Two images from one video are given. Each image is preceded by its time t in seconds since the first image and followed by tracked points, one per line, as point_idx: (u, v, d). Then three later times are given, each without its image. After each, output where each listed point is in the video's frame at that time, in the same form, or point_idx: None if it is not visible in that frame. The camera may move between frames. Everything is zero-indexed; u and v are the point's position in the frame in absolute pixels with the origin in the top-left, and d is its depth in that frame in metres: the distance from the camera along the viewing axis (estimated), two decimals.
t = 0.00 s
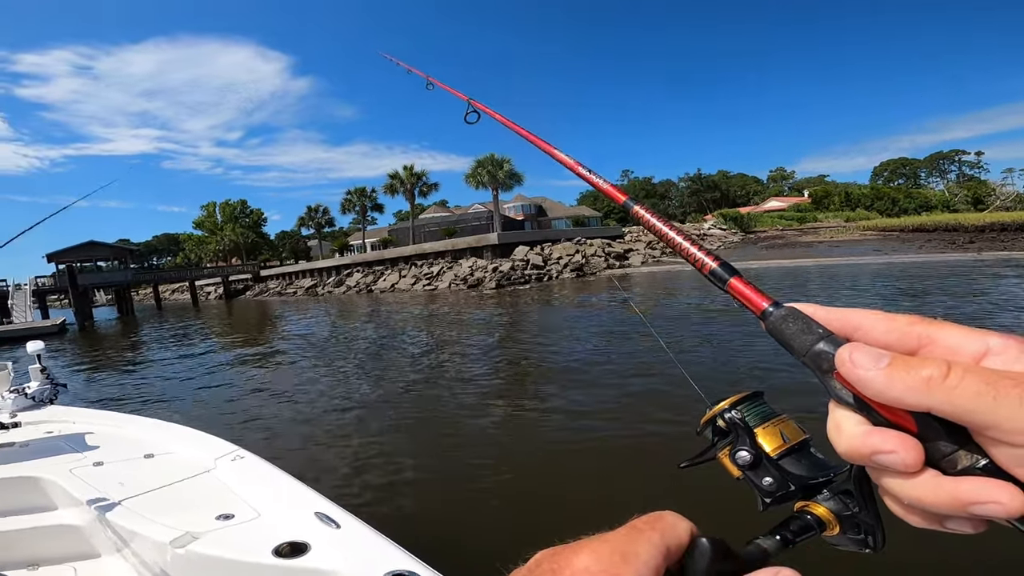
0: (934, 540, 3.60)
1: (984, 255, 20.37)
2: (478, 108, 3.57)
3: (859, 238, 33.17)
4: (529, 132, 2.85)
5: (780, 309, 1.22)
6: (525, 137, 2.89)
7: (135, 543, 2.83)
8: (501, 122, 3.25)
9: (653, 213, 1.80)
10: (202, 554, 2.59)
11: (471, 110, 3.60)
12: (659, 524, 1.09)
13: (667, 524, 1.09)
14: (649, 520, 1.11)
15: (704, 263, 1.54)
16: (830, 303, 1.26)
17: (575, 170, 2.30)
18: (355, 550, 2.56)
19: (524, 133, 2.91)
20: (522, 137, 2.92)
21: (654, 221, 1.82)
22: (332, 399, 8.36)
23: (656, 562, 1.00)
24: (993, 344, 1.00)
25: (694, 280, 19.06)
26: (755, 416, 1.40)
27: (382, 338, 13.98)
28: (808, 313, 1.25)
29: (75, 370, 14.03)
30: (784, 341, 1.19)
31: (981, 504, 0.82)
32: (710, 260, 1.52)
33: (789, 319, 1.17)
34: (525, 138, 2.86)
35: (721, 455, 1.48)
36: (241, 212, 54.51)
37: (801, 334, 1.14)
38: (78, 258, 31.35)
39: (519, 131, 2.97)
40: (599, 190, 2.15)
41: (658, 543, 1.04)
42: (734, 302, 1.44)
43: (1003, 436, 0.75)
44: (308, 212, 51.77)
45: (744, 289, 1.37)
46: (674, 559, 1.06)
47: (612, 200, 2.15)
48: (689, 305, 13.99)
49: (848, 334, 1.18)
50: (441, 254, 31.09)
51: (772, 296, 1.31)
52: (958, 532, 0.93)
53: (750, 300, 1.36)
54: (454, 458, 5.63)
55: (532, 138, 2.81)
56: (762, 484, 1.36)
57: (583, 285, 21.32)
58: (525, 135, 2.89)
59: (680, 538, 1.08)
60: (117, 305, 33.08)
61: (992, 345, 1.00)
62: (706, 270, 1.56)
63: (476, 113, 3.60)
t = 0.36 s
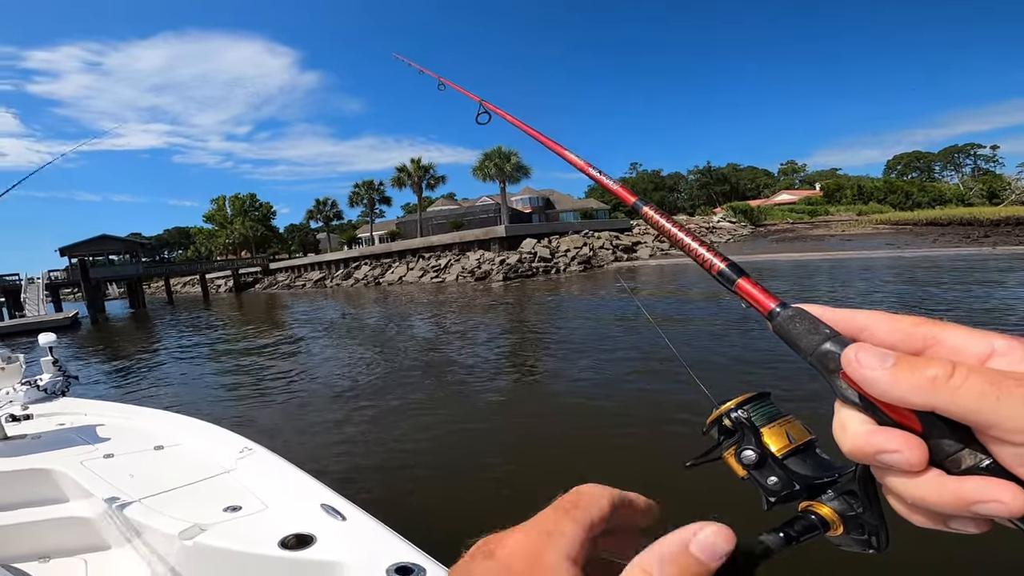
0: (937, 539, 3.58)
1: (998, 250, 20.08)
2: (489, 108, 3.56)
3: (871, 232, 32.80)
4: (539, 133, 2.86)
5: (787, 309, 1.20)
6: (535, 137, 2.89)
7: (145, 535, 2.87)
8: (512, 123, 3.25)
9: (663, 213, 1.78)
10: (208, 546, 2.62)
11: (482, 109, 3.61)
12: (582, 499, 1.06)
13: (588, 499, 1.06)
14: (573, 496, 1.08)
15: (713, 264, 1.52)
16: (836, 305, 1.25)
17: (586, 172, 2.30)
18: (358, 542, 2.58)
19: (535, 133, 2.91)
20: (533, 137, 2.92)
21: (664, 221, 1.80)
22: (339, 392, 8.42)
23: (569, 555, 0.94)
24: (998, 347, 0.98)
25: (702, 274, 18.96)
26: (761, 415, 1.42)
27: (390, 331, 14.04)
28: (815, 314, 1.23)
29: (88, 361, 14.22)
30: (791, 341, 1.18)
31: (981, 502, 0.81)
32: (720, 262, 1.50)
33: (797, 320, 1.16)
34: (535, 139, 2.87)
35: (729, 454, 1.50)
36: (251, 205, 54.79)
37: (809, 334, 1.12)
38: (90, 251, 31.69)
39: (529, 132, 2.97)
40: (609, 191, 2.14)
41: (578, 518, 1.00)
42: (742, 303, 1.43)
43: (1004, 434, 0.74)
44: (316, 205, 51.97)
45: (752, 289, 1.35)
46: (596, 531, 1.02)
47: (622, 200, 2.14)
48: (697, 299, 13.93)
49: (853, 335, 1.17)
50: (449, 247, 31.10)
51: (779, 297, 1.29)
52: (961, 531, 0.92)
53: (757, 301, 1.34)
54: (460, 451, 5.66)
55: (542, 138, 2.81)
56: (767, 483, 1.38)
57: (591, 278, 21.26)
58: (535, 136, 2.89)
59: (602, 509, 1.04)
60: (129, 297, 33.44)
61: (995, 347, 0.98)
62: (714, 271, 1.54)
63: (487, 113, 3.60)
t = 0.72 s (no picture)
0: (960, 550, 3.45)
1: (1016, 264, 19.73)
2: (508, 123, 3.58)
3: (885, 245, 32.43)
4: (560, 149, 2.87)
5: (811, 326, 1.17)
6: (556, 153, 2.90)
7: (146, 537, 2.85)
8: (532, 138, 3.27)
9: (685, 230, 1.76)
10: (207, 550, 2.59)
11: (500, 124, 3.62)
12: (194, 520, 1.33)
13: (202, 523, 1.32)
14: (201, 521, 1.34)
15: (736, 281, 1.49)
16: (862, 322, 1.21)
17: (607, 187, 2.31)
18: (358, 550, 2.54)
19: (555, 150, 2.92)
20: (553, 153, 2.93)
21: (686, 238, 1.78)
22: (345, 397, 8.41)
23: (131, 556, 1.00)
24: None
25: (712, 286, 18.81)
26: (784, 429, 1.44)
27: (397, 338, 14.04)
28: (840, 330, 1.20)
29: (99, 363, 14.35)
30: (815, 356, 1.14)
31: (1010, 515, 0.77)
32: (743, 278, 1.48)
33: (823, 336, 1.12)
34: (556, 155, 2.87)
35: (752, 468, 1.52)
36: (263, 211, 55.33)
37: (833, 350, 1.09)
38: (104, 254, 32.10)
39: (551, 147, 2.98)
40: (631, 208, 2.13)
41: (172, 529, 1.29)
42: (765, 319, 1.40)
43: None
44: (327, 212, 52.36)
45: (776, 306, 1.33)
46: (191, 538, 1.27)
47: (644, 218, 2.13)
48: (707, 311, 13.81)
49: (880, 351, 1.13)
50: (458, 255, 31.17)
51: (804, 313, 1.26)
52: (988, 543, 0.87)
53: (781, 317, 1.31)
54: (465, 459, 5.61)
55: (563, 153, 2.82)
56: (791, 495, 1.38)
57: (600, 288, 21.16)
58: (556, 152, 2.90)
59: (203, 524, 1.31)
60: (140, 300, 33.77)
61: None
62: (737, 288, 1.52)
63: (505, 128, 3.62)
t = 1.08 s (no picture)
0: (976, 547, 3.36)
1: None
2: (524, 122, 3.60)
3: (905, 252, 31.89)
4: (576, 148, 2.88)
5: (828, 321, 1.15)
6: (571, 152, 2.91)
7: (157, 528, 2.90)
8: (547, 138, 3.29)
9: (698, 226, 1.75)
10: (217, 543, 2.62)
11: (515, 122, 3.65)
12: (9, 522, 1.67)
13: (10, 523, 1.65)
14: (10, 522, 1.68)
15: (751, 277, 1.48)
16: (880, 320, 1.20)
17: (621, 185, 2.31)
18: (365, 545, 2.56)
19: (570, 149, 2.94)
20: (569, 152, 2.94)
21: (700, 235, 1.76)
22: (356, 394, 8.49)
23: None
24: None
25: (725, 291, 18.65)
26: (798, 426, 1.43)
27: (409, 336, 14.12)
28: (857, 327, 1.18)
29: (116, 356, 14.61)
30: (831, 353, 1.12)
31: None
32: (758, 274, 1.46)
33: (839, 332, 1.11)
34: (572, 154, 2.89)
35: (765, 465, 1.51)
36: (279, 209, 55.87)
37: (849, 346, 1.07)
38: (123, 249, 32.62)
39: (566, 147, 3.00)
40: (646, 206, 2.13)
41: None
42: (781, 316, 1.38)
43: None
44: (342, 211, 52.76)
45: (792, 302, 1.31)
46: None
47: (659, 217, 2.12)
48: (720, 315, 13.70)
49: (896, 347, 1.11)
50: (470, 256, 31.24)
51: (821, 310, 1.25)
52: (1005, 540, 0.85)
53: (797, 314, 1.29)
54: (474, 455, 5.62)
55: (578, 153, 2.84)
56: (805, 492, 1.37)
57: (612, 291, 21.08)
58: (572, 151, 2.91)
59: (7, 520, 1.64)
60: (158, 295, 34.29)
61: None
62: (752, 285, 1.50)
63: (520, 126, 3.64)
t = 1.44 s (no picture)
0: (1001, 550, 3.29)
1: None
2: (546, 129, 3.65)
3: (940, 246, 30.90)
4: (598, 158, 2.91)
5: (847, 332, 1.16)
6: (593, 162, 2.95)
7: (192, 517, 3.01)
8: (569, 147, 3.33)
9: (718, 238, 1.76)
10: (250, 531, 2.72)
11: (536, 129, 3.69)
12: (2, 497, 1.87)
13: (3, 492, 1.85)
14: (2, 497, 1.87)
15: (770, 287, 1.48)
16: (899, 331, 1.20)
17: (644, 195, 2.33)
18: (391, 535, 2.62)
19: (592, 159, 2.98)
20: (590, 162, 2.98)
21: (721, 246, 1.77)
22: (380, 387, 8.62)
23: None
24: None
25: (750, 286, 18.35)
26: (815, 433, 1.42)
27: (432, 330, 14.26)
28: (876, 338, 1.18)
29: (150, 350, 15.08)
30: (850, 363, 1.13)
31: None
32: (777, 285, 1.46)
33: (857, 343, 1.11)
34: (594, 163, 2.92)
35: (781, 471, 1.50)
36: (304, 206, 56.72)
37: (867, 356, 1.08)
38: (155, 246, 33.50)
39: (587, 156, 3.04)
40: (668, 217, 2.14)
41: None
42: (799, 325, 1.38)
43: None
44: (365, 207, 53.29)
45: (811, 312, 1.31)
46: None
47: (680, 226, 2.13)
48: (744, 310, 13.49)
49: (912, 357, 1.11)
50: (492, 251, 31.30)
51: (839, 320, 1.25)
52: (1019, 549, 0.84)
53: (816, 324, 1.30)
54: (494, 446, 5.69)
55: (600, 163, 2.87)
56: (819, 496, 1.37)
57: (635, 287, 20.94)
58: (594, 161, 2.95)
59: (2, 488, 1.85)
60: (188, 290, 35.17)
61: None
62: (771, 295, 1.50)
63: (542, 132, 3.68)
